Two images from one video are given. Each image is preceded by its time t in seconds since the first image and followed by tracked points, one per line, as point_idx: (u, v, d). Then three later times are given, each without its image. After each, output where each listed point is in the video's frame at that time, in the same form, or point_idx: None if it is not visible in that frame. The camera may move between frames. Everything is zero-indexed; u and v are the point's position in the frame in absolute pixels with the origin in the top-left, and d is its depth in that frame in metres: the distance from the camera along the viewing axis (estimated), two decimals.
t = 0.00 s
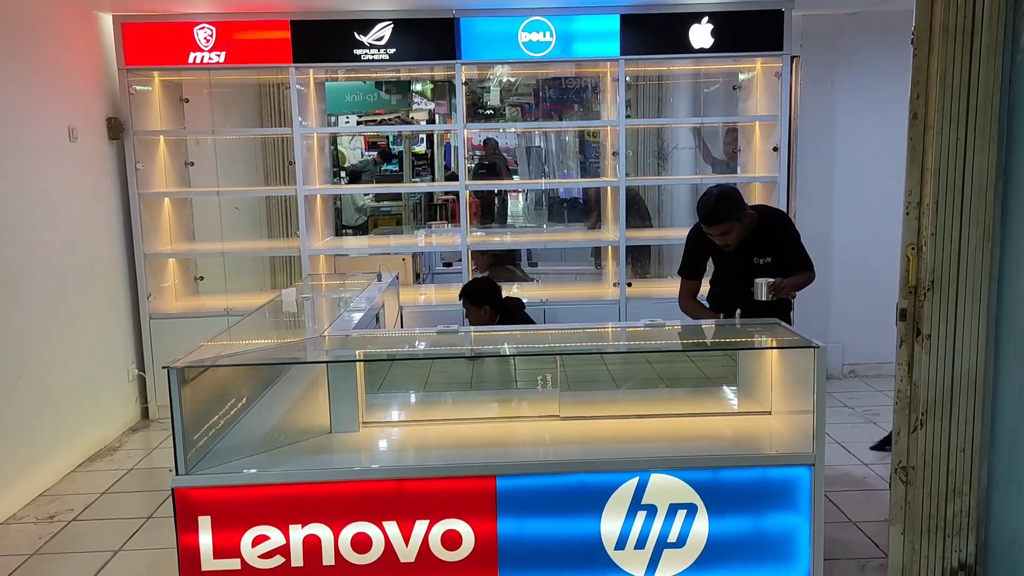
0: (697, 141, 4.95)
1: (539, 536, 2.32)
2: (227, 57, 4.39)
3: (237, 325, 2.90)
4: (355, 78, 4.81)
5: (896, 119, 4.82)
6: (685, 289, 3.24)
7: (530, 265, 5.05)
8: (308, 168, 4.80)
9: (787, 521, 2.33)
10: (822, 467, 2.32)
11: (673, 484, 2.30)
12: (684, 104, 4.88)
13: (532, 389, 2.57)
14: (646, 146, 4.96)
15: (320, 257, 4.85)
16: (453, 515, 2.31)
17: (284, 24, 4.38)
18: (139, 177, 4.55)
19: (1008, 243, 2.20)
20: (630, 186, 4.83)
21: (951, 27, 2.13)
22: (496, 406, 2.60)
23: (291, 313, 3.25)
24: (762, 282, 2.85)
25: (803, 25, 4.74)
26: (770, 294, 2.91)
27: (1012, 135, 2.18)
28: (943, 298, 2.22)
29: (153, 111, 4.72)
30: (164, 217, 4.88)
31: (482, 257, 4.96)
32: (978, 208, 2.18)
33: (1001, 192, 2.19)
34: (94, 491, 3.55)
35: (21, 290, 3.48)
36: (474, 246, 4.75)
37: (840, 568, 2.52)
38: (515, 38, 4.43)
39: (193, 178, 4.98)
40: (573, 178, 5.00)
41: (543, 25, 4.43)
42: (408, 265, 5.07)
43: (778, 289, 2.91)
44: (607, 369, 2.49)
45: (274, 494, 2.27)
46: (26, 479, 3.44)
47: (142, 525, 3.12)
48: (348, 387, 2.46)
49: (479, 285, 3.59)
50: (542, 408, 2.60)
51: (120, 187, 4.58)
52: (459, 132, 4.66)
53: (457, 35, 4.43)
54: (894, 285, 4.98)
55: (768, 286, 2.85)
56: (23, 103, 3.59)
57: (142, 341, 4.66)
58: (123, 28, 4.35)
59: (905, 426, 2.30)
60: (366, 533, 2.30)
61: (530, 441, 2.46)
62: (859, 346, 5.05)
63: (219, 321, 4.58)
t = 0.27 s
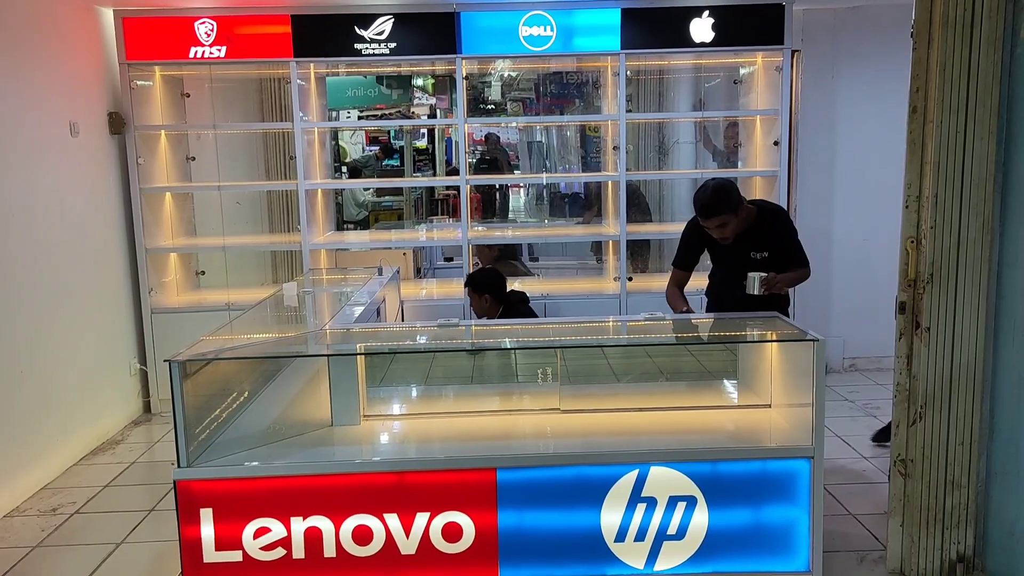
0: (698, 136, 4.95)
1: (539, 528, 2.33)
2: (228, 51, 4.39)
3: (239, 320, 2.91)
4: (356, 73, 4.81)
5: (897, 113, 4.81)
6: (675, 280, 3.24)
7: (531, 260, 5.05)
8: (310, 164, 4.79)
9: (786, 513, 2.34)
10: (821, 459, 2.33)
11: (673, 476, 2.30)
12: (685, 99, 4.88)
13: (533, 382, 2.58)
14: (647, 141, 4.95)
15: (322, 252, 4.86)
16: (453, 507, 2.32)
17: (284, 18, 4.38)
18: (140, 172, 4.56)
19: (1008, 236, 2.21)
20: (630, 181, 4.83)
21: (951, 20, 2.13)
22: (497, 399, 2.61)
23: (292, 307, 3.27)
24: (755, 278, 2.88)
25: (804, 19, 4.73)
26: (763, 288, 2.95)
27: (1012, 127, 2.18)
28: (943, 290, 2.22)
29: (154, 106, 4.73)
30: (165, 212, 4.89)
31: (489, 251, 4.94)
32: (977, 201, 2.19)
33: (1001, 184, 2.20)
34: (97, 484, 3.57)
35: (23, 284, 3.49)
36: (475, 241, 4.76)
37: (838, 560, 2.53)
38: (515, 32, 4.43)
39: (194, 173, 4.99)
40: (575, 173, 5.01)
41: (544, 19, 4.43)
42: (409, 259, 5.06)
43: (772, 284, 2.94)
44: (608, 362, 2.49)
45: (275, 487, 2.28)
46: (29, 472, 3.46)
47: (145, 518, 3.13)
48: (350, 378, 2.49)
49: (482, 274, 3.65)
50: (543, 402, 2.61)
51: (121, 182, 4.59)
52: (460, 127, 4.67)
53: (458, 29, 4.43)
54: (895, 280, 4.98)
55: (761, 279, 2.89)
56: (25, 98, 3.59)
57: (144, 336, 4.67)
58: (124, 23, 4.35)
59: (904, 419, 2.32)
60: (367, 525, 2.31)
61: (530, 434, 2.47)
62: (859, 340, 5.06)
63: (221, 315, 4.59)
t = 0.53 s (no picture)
0: (699, 132, 4.95)
1: (539, 523, 2.34)
2: (230, 47, 4.40)
3: (241, 315, 2.92)
4: (358, 69, 4.81)
5: (899, 110, 4.81)
6: (675, 279, 3.24)
7: (533, 256, 5.06)
8: (312, 160, 4.80)
9: (786, 508, 2.35)
10: (821, 455, 2.34)
11: (673, 471, 2.31)
12: (686, 95, 4.88)
13: (534, 377, 2.59)
14: (648, 137, 4.95)
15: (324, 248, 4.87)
16: (454, 502, 2.33)
17: (286, 14, 4.38)
18: (142, 168, 4.57)
19: (1008, 232, 2.22)
20: (631, 177, 4.83)
21: (952, 16, 2.13)
22: (499, 395, 2.62)
23: (294, 302, 3.28)
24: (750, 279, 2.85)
25: (806, 15, 4.72)
26: (758, 289, 2.97)
27: (1012, 124, 2.20)
28: (942, 286, 2.23)
29: (156, 102, 4.74)
30: (167, 208, 4.90)
31: (494, 247, 4.89)
32: (978, 197, 2.20)
33: (1000, 180, 2.21)
34: (99, 479, 3.58)
35: (24, 279, 3.49)
36: (476, 236, 4.74)
37: (838, 554, 2.54)
38: (516, 28, 4.43)
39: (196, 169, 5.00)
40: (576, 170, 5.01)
41: (545, 15, 4.43)
42: (411, 255, 5.09)
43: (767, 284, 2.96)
44: (609, 358, 2.50)
45: (277, 481, 2.29)
46: (32, 467, 3.47)
47: (147, 512, 3.15)
48: (351, 374, 2.48)
49: (489, 267, 3.70)
50: (544, 397, 2.62)
51: (123, 178, 4.60)
52: (460, 123, 4.64)
53: (460, 25, 4.43)
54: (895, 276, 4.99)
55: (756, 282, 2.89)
56: (27, 94, 3.60)
57: (146, 331, 4.69)
58: (126, 19, 4.36)
59: (904, 414, 2.31)
60: (369, 519, 2.33)
61: (531, 429, 2.48)
62: (860, 336, 5.06)
63: (223, 311, 4.61)
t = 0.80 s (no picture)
0: (701, 128, 4.95)
1: (541, 517, 2.35)
2: (233, 42, 4.40)
3: (243, 310, 2.93)
4: (360, 65, 4.81)
5: (902, 106, 4.81)
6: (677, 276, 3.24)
7: (536, 251, 5.05)
8: (315, 155, 4.81)
9: (787, 503, 2.35)
10: (822, 450, 2.34)
11: (674, 466, 2.32)
12: (688, 90, 4.87)
13: (536, 372, 2.59)
14: (650, 133, 4.95)
15: (326, 243, 4.88)
16: (455, 496, 2.33)
17: (289, 9, 4.38)
18: (145, 163, 4.58)
19: (1009, 227, 2.22)
20: (634, 172, 4.83)
21: (954, 11, 2.13)
22: (501, 390, 2.63)
23: (296, 297, 3.29)
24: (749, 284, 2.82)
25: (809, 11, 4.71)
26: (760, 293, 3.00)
27: (1013, 120, 2.20)
28: (943, 281, 2.23)
29: (159, 98, 4.75)
30: (170, 203, 4.91)
31: (499, 243, 4.89)
32: (980, 193, 2.20)
33: (1002, 176, 2.22)
34: (102, 473, 3.60)
35: (28, 274, 3.50)
36: (478, 232, 4.76)
37: (838, 549, 2.54)
38: (519, 23, 4.43)
39: (198, 164, 5.01)
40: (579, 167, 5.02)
41: (548, 11, 4.42)
42: (412, 251, 5.10)
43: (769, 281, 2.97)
44: (611, 353, 2.50)
45: (279, 475, 2.30)
46: (35, 460, 3.49)
47: (150, 506, 3.16)
48: (353, 369, 2.49)
49: (496, 259, 3.67)
50: (545, 392, 2.63)
51: (126, 173, 4.61)
52: (463, 118, 4.65)
53: (462, 21, 4.43)
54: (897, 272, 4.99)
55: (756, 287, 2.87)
56: (30, 89, 3.60)
57: (149, 326, 4.70)
58: (129, 14, 4.36)
59: (905, 409, 2.31)
60: (371, 513, 2.33)
61: (532, 423, 2.48)
62: (861, 332, 5.06)
63: (226, 306, 4.62)
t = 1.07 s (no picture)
0: (703, 123, 4.94)
1: (541, 511, 2.35)
2: (234, 37, 4.39)
3: (245, 305, 2.94)
4: (362, 60, 4.81)
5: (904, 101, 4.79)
6: (677, 271, 3.24)
7: (537, 247, 5.06)
8: (316, 150, 4.80)
9: (787, 498, 2.35)
10: (822, 445, 2.34)
11: (674, 461, 2.32)
12: (690, 85, 4.86)
13: (536, 367, 2.60)
14: (652, 128, 4.94)
15: (327, 238, 4.88)
16: (455, 491, 2.33)
17: (289, 4, 4.38)
18: (146, 158, 4.58)
19: (1009, 223, 2.22)
20: (635, 168, 4.83)
21: (956, 6, 2.12)
22: (503, 385, 2.64)
23: (298, 292, 3.29)
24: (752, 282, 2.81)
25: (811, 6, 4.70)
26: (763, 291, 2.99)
27: (1014, 115, 2.19)
28: (944, 276, 2.22)
29: (160, 92, 4.75)
30: (172, 197, 4.91)
31: (502, 237, 4.90)
32: (980, 188, 2.19)
33: (1002, 171, 2.21)
34: (103, 467, 3.61)
35: (28, 268, 3.50)
36: (480, 227, 4.75)
37: (838, 544, 2.55)
38: (520, 18, 4.42)
39: (199, 159, 5.01)
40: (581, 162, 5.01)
41: (549, 5, 4.41)
42: (414, 246, 5.09)
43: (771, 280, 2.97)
44: (611, 348, 2.50)
45: (279, 470, 2.30)
46: (36, 455, 3.49)
47: (151, 500, 3.17)
48: (354, 364, 2.50)
49: (499, 253, 3.69)
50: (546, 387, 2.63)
51: (127, 168, 4.61)
52: (464, 113, 4.63)
53: (463, 15, 4.42)
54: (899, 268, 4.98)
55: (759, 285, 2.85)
56: (30, 83, 3.60)
57: (150, 321, 4.71)
58: (130, 8, 4.36)
59: (905, 405, 2.31)
60: (371, 508, 2.34)
61: (533, 418, 2.49)
62: (863, 327, 5.06)
63: (227, 300, 4.62)
